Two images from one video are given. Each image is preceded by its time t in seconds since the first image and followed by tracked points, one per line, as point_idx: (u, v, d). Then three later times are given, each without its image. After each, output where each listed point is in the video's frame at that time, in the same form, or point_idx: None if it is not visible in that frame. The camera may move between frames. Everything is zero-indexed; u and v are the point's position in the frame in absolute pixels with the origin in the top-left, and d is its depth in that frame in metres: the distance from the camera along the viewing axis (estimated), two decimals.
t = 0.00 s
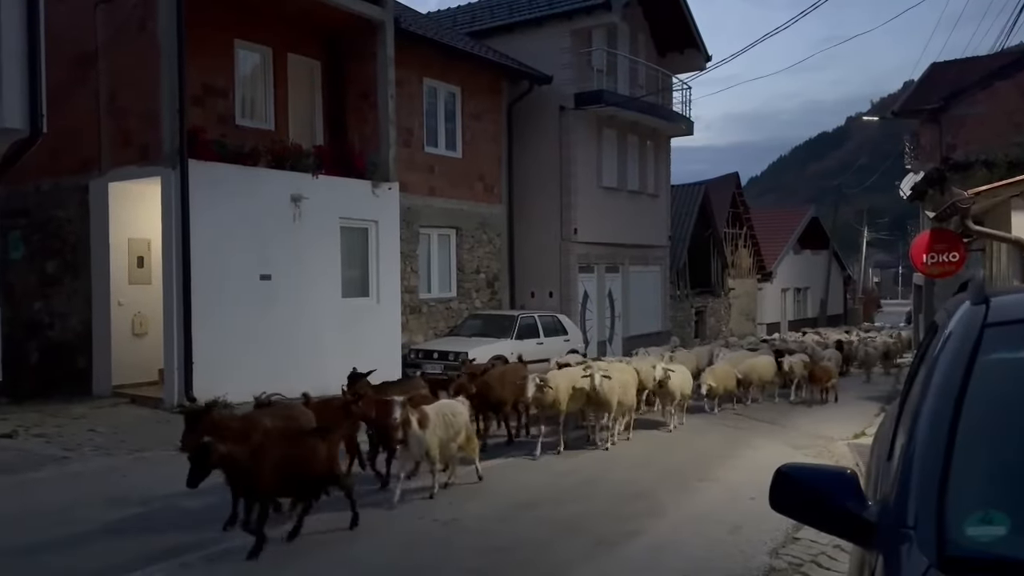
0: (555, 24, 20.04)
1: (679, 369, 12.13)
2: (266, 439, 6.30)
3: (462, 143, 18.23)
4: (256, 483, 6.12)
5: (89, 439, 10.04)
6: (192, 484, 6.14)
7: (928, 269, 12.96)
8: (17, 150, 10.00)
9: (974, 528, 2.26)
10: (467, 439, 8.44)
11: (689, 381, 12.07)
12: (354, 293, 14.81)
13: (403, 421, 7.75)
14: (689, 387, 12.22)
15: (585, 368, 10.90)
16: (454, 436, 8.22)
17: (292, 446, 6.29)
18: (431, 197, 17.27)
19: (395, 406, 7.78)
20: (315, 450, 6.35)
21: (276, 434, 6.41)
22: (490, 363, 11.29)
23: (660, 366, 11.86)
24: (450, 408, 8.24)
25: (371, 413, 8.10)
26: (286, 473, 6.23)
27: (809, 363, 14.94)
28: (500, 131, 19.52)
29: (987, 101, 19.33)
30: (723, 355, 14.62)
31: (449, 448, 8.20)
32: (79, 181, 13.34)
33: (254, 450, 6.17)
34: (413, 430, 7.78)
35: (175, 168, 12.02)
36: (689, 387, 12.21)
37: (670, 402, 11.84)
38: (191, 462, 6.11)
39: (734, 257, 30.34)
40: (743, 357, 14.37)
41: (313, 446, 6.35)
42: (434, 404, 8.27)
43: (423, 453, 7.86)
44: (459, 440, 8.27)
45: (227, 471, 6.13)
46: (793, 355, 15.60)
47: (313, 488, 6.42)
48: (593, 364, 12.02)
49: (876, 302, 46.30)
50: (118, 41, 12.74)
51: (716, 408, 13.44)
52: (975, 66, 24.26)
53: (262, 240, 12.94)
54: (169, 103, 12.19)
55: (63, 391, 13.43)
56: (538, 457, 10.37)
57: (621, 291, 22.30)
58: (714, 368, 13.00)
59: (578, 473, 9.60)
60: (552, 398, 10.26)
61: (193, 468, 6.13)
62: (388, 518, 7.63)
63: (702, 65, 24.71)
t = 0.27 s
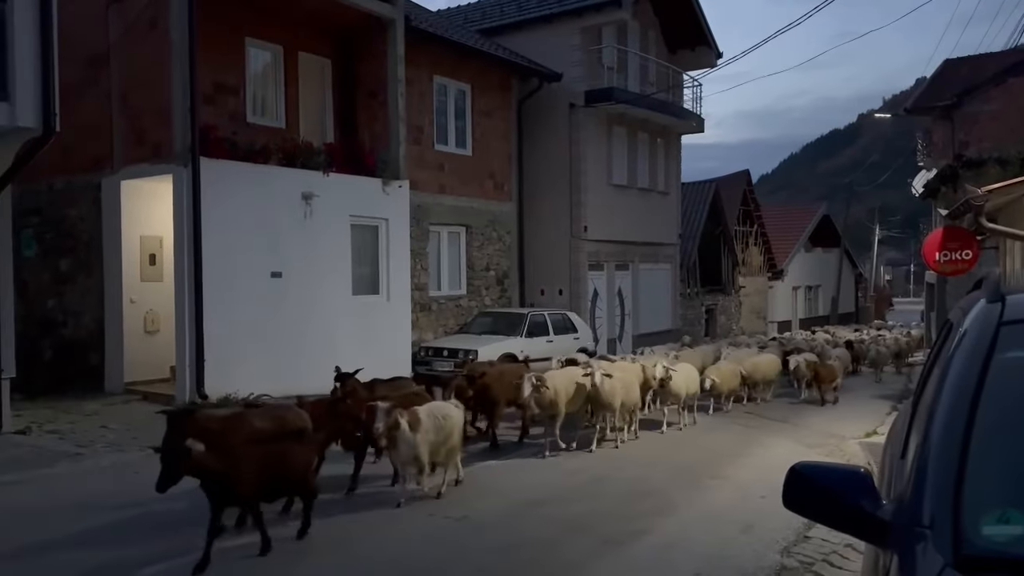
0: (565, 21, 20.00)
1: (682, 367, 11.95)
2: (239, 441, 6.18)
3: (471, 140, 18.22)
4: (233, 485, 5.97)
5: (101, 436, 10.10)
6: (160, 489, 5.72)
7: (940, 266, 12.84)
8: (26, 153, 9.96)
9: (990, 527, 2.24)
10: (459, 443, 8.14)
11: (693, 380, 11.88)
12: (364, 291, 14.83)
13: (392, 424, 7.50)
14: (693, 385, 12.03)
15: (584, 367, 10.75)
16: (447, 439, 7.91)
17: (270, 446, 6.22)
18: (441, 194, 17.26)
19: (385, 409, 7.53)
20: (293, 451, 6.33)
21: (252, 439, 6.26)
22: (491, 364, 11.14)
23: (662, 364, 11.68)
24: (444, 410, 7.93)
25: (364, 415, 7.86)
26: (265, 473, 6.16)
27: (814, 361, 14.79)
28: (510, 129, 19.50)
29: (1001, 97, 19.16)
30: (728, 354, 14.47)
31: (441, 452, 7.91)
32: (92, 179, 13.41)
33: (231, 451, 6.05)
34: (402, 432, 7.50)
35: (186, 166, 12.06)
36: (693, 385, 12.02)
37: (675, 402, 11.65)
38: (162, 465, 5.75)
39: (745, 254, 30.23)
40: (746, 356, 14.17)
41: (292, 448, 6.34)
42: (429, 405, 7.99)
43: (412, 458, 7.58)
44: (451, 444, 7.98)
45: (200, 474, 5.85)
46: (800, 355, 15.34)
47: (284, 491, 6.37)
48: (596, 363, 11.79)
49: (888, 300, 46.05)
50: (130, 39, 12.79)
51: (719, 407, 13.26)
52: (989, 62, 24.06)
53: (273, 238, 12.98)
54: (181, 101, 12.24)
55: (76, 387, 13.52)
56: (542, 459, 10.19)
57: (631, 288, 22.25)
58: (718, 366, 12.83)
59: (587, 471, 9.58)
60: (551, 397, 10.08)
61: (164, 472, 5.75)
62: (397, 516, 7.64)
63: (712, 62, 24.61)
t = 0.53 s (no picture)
0: (581, 16, 19.94)
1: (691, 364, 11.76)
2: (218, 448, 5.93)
3: (487, 136, 18.22)
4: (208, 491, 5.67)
5: (121, 430, 10.20)
6: (131, 495, 5.53)
7: (960, 262, 12.68)
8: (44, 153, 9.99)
9: (1010, 525, 2.23)
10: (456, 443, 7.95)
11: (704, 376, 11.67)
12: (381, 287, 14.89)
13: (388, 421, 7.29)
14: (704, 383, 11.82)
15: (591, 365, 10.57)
16: (444, 438, 7.72)
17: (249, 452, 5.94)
18: (457, 190, 17.28)
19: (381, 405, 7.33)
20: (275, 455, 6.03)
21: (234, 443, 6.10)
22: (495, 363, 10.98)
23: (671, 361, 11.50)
24: (441, 409, 7.75)
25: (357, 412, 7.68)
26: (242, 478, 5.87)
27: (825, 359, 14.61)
28: (525, 124, 19.48)
29: None
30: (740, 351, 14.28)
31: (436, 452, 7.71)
32: (112, 175, 13.53)
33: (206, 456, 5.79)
34: (398, 430, 7.30)
35: (205, 163, 12.14)
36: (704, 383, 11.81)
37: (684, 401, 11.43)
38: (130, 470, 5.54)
39: (762, 250, 30.05)
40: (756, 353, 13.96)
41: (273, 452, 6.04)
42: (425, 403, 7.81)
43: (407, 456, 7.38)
44: (447, 444, 7.79)
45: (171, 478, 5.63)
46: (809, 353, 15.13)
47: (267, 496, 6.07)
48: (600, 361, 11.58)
49: (908, 296, 45.61)
50: (149, 36, 12.89)
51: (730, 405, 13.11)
52: (1011, 55, 23.73)
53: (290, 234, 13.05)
54: (199, 98, 12.32)
55: (96, 382, 13.66)
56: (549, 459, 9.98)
57: (647, 284, 22.18)
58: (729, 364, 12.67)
59: (602, 467, 9.57)
60: (556, 395, 9.87)
61: (132, 478, 5.55)
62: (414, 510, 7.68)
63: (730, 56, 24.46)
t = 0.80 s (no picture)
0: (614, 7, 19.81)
1: (715, 358, 11.55)
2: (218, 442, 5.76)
3: (519, 128, 18.20)
4: (206, 485, 5.51)
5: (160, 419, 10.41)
6: (126, 489, 5.33)
7: (1001, 255, 12.38)
8: (88, 144, 10.23)
9: None
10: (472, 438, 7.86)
11: (729, 371, 11.46)
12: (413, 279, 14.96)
13: (400, 419, 7.30)
14: (731, 377, 11.62)
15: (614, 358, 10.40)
16: (458, 434, 7.66)
17: (250, 447, 5.75)
18: (488, 182, 17.31)
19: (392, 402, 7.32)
20: (276, 450, 5.86)
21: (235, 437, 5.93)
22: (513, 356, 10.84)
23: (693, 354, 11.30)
24: (456, 404, 7.67)
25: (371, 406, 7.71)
26: (243, 473, 5.68)
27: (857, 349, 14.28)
28: (557, 116, 19.42)
29: None
30: (768, 343, 14.00)
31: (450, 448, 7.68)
32: (150, 169, 13.77)
33: (205, 449, 5.64)
34: (411, 425, 7.30)
35: (241, 156, 12.29)
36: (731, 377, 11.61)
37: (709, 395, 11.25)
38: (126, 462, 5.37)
39: (797, 242, 29.67)
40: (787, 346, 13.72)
41: (275, 447, 5.87)
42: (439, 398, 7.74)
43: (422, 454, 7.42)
44: (462, 440, 7.73)
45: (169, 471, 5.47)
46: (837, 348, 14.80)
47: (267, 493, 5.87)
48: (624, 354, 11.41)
49: (947, 289, 44.73)
50: (186, 31, 13.07)
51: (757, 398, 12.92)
52: None
53: (324, 227, 13.17)
54: (235, 92, 12.48)
55: (136, 372, 13.94)
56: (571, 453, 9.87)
57: (679, 277, 22.04)
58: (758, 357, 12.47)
59: (633, 460, 9.55)
60: (576, 389, 9.75)
61: (127, 471, 5.36)
62: (448, 501, 7.76)
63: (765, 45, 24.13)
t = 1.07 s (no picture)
0: None
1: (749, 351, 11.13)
2: (224, 436, 5.70)
3: (559, 119, 18.14)
4: (212, 478, 5.43)
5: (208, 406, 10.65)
6: (126, 480, 5.41)
7: None
8: (139, 137, 10.49)
9: None
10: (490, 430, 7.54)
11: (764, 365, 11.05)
12: (453, 269, 15.06)
13: (414, 414, 6.95)
14: (766, 371, 11.21)
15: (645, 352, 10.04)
16: (476, 427, 7.33)
17: (259, 442, 5.70)
18: (529, 173, 17.30)
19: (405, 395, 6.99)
20: (287, 443, 5.82)
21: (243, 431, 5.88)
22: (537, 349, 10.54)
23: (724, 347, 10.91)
24: (472, 396, 7.33)
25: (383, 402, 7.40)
26: (253, 465, 5.62)
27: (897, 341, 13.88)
28: (598, 106, 19.30)
29: None
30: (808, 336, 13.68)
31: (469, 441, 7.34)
32: (198, 161, 14.05)
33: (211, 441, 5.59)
34: (425, 423, 6.94)
35: (286, 148, 12.46)
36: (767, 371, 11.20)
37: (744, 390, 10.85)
38: (127, 455, 5.43)
39: (844, 233, 29.11)
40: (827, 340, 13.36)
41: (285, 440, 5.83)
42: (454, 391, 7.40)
43: (439, 449, 7.05)
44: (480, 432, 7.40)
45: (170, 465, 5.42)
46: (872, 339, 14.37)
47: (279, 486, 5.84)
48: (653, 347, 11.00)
49: (1001, 281, 43.48)
50: (233, 26, 13.29)
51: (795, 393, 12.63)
52: None
53: (367, 218, 13.31)
54: (280, 85, 12.66)
55: (185, 360, 14.28)
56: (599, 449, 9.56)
57: (722, 268, 21.80)
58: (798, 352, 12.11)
59: (674, 452, 9.50)
60: (603, 384, 9.40)
61: (128, 462, 5.44)
62: (489, 489, 7.82)
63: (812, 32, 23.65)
